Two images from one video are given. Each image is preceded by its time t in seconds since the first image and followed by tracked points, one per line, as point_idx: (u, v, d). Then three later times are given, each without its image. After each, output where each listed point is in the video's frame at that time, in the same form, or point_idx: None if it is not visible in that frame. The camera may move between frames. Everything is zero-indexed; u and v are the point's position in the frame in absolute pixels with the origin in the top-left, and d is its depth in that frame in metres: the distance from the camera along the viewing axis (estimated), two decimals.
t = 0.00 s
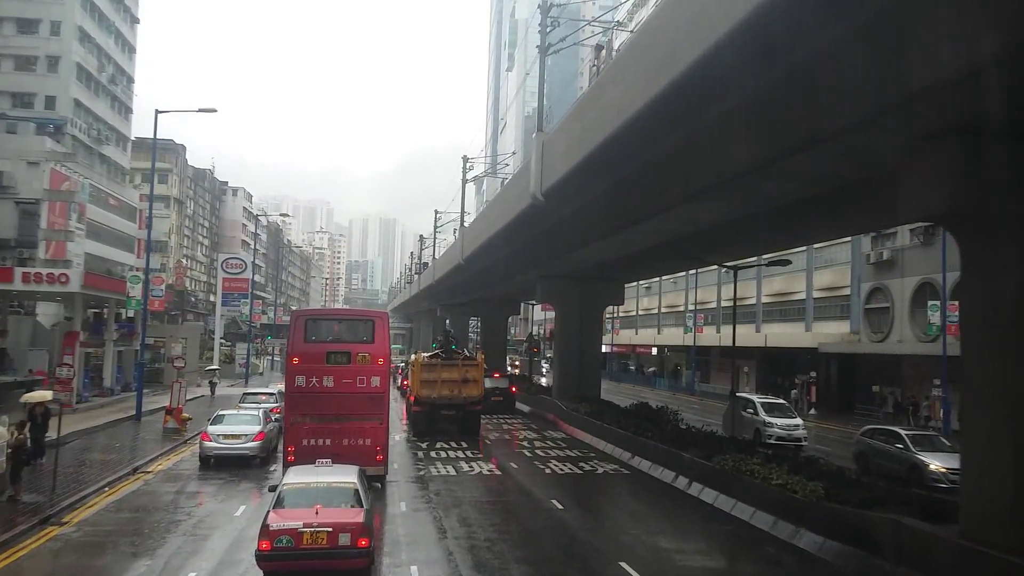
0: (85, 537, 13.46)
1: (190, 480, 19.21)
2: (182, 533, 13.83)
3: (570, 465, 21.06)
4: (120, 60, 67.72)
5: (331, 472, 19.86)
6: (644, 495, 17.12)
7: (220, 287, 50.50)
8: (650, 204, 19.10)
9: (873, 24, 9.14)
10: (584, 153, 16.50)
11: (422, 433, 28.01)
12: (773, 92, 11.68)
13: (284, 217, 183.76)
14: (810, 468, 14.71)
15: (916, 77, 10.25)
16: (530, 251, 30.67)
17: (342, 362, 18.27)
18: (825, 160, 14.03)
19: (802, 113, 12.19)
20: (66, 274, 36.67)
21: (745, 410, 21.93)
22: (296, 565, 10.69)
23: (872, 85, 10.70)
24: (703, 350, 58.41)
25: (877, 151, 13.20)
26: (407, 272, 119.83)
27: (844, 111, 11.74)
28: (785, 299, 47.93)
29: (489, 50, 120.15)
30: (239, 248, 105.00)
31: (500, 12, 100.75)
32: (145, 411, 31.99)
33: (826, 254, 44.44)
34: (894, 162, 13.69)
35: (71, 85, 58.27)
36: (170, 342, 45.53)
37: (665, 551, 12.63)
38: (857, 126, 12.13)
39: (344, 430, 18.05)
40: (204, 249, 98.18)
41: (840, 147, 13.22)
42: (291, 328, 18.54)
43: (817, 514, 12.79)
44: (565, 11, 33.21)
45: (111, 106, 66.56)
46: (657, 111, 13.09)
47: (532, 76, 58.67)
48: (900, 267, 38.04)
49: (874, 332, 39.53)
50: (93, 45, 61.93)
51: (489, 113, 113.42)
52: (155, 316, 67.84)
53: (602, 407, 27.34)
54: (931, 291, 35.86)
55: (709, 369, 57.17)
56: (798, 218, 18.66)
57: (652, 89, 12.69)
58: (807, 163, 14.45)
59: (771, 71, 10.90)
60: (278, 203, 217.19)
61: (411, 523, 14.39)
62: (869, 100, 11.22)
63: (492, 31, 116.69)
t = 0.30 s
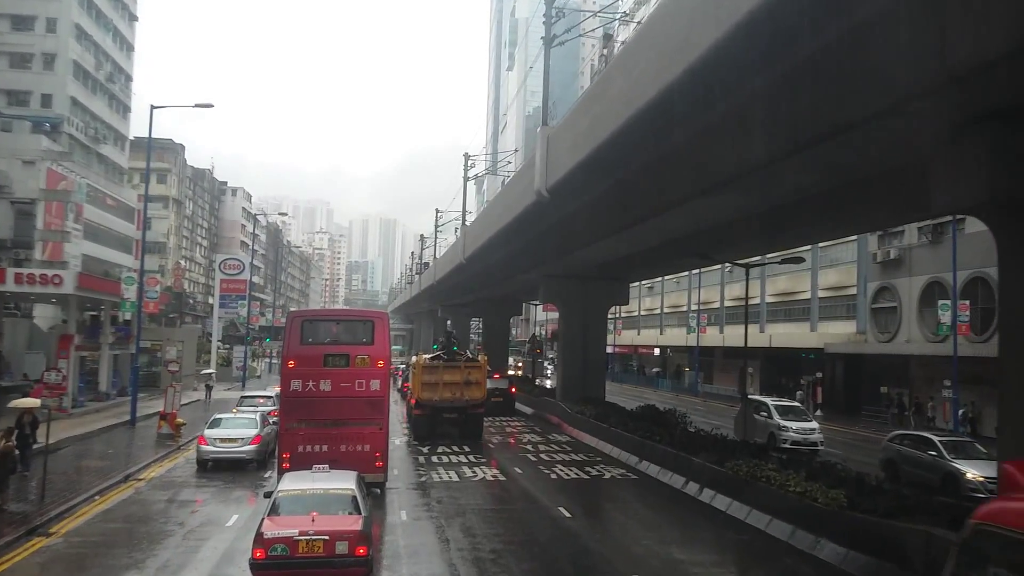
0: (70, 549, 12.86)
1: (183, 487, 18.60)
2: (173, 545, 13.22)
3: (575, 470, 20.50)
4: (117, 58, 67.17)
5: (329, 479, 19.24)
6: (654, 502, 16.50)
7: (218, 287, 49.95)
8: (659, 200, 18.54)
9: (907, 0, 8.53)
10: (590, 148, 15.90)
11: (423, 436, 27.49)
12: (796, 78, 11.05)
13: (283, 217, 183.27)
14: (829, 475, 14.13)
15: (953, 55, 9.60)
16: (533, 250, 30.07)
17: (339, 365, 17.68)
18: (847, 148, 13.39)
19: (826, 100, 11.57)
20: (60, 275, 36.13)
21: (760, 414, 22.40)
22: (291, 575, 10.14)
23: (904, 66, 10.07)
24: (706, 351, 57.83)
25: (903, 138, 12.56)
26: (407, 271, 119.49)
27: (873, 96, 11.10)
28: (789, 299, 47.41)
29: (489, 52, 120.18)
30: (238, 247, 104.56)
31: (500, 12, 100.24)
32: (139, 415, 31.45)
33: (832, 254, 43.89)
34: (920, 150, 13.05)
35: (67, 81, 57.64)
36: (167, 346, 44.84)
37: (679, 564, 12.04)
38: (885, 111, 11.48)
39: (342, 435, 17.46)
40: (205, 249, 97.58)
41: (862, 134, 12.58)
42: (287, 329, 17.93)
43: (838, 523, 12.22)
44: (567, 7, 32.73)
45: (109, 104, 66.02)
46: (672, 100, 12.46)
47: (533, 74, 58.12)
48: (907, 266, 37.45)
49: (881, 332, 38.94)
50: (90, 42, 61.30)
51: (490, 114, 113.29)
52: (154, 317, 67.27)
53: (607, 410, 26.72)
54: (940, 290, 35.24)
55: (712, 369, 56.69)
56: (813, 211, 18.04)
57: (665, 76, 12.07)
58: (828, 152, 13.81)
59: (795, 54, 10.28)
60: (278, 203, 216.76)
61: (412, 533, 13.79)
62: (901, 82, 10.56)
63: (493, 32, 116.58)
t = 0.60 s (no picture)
0: (56, 556, 12.25)
1: (178, 490, 18.00)
2: (164, 552, 12.61)
3: (581, 473, 19.89)
4: (115, 55, 66.55)
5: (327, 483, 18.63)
6: (667, 507, 15.86)
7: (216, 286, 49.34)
8: (669, 193, 17.93)
9: None
10: (599, 140, 15.29)
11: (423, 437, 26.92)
12: (823, 60, 10.43)
13: (283, 215, 182.63)
14: (850, 480, 13.52)
15: (994, 32, 9.00)
16: (538, 248, 29.38)
17: (338, 365, 17.07)
18: (875, 134, 12.74)
19: (856, 83, 10.93)
20: (54, 273, 35.15)
21: (776, 416, 22.05)
22: None
23: (946, 41, 9.41)
24: (710, 350, 57.20)
25: (941, 121, 11.91)
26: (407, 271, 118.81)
27: (909, 76, 10.46)
28: (794, 299, 46.85)
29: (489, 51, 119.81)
30: (238, 247, 103.90)
31: (500, 10, 99.76)
32: (135, 416, 30.85)
33: (838, 252, 43.31)
34: (953, 135, 12.39)
35: (64, 79, 56.98)
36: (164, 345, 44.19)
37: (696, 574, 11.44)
38: (922, 91, 10.82)
39: (342, 438, 16.87)
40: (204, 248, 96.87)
41: (898, 118, 11.91)
42: (284, 327, 17.33)
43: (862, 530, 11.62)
44: None
45: (106, 101, 65.43)
46: (688, 86, 11.83)
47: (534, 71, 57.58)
48: (916, 265, 36.81)
49: (888, 332, 38.33)
50: (87, 38, 60.66)
51: (491, 113, 112.85)
52: (152, 316, 66.62)
53: (614, 411, 26.08)
54: (949, 289, 34.63)
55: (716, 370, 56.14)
56: (832, 203, 17.40)
57: (682, 59, 11.44)
58: (857, 138, 13.16)
59: (824, 36, 9.64)
60: (278, 203, 215.95)
61: (414, 540, 13.18)
62: (942, 58, 9.90)
63: (493, 31, 116.18)
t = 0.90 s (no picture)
0: (41, 563, 11.74)
1: (172, 494, 17.49)
2: (154, 559, 12.11)
3: (586, 476, 19.39)
4: (113, 52, 66.09)
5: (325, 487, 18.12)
6: (677, 513, 15.33)
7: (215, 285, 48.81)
8: (677, 188, 17.43)
9: None
10: (606, 132, 14.77)
11: (425, 438, 26.44)
12: (844, 45, 9.94)
13: (283, 215, 181.98)
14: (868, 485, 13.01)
15: None
16: (540, 245, 28.90)
17: (337, 365, 16.55)
18: (895, 124, 12.24)
19: (878, 70, 10.43)
20: (49, 272, 34.33)
21: (791, 419, 21.62)
22: None
23: (977, 24, 8.91)
24: (712, 350, 56.72)
25: (968, 108, 11.39)
26: (406, 270, 118.26)
27: (935, 61, 9.95)
28: (799, 298, 46.38)
29: (488, 51, 119.53)
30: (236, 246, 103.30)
31: (500, 10, 99.57)
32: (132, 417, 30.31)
33: (843, 251, 42.84)
34: (975, 124, 11.91)
35: (62, 77, 56.44)
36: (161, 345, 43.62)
37: None
38: (948, 77, 10.30)
39: (340, 441, 16.36)
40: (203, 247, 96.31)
41: (921, 107, 11.41)
42: (281, 326, 16.79)
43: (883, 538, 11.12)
44: None
45: (105, 100, 64.99)
46: (701, 76, 11.33)
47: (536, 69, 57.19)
48: (923, 264, 36.30)
49: (895, 332, 37.83)
50: (85, 36, 60.29)
51: (490, 112, 112.54)
52: (150, 316, 66.09)
53: (619, 412, 25.57)
54: (957, 287, 34.13)
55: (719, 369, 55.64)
56: (845, 198, 16.92)
57: (695, 45, 10.92)
58: (876, 128, 12.65)
59: (845, 18, 9.15)
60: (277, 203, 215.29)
61: (415, 547, 12.66)
62: (971, 42, 9.40)
63: (493, 31, 115.91)
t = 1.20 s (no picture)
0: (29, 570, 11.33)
1: (167, 496, 17.08)
2: (148, 566, 11.70)
3: (591, 477, 19.00)
4: (111, 50, 65.65)
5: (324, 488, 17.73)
6: (685, 516, 14.92)
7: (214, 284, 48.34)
8: (684, 183, 17.02)
9: None
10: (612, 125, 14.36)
11: (427, 438, 26.02)
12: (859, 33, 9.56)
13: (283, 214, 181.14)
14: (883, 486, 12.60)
15: None
16: (542, 243, 28.51)
17: (336, 364, 16.16)
18: (911, 115, 11.85)
19: (894, 60, 10.08)
20: (45, 271, 33.95)
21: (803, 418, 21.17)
22: None
23: (997, 11, 8.57)
24: (715, 348, 56.24)
25: (989, 97, 10.98)
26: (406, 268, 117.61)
27: (956, 49, 9.58)
28: (804, 296, 45.94)
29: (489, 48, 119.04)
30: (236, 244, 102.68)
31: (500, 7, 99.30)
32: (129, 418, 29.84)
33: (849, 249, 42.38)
34: (993, 114, 11.55)
35: (60, 73, 56.02)
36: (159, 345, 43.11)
37: None
38: (970, 65, 9.92)
39: (340, 441, 15.97)
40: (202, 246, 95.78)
41: (938, 97, 11.03)
42: (277, 325, 16.37)
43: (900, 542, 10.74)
44: None
45: (103, 98, 64.54)
46: (710, 66, 10.95)
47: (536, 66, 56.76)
48: (930, 262, 35.87)
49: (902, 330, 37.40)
50: (83, 33, 59.91)
51: (491, 110, 112.14)
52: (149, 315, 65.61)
53: (624, 412, 25.14)
54: (965, 286, 33.71)
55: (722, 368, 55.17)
56: (854, 193, 16.55)
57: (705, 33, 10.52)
58: (892, 119, 12.24)
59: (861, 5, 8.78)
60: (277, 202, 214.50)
61: (417, 552, 12.27)
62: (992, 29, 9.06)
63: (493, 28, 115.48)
